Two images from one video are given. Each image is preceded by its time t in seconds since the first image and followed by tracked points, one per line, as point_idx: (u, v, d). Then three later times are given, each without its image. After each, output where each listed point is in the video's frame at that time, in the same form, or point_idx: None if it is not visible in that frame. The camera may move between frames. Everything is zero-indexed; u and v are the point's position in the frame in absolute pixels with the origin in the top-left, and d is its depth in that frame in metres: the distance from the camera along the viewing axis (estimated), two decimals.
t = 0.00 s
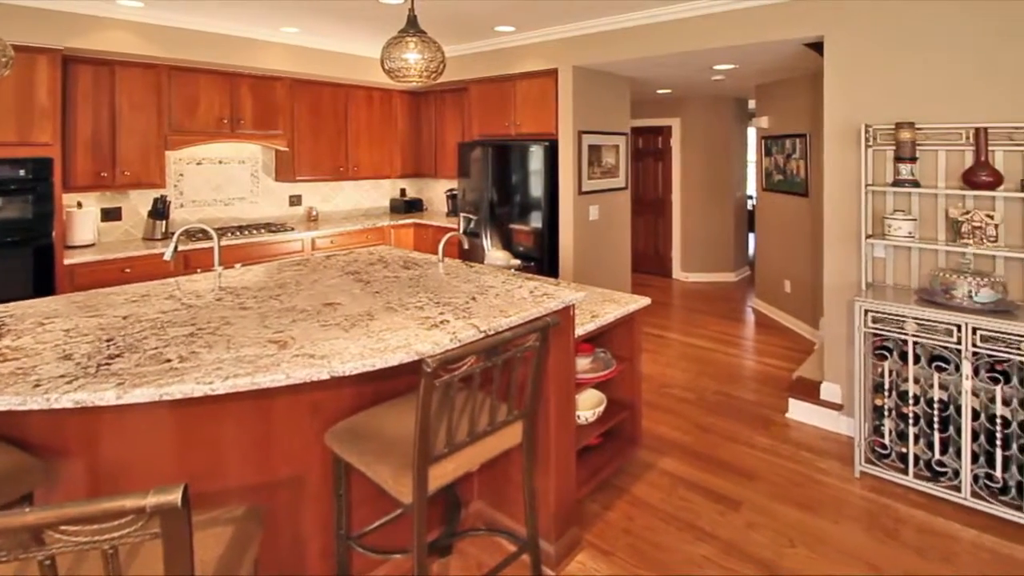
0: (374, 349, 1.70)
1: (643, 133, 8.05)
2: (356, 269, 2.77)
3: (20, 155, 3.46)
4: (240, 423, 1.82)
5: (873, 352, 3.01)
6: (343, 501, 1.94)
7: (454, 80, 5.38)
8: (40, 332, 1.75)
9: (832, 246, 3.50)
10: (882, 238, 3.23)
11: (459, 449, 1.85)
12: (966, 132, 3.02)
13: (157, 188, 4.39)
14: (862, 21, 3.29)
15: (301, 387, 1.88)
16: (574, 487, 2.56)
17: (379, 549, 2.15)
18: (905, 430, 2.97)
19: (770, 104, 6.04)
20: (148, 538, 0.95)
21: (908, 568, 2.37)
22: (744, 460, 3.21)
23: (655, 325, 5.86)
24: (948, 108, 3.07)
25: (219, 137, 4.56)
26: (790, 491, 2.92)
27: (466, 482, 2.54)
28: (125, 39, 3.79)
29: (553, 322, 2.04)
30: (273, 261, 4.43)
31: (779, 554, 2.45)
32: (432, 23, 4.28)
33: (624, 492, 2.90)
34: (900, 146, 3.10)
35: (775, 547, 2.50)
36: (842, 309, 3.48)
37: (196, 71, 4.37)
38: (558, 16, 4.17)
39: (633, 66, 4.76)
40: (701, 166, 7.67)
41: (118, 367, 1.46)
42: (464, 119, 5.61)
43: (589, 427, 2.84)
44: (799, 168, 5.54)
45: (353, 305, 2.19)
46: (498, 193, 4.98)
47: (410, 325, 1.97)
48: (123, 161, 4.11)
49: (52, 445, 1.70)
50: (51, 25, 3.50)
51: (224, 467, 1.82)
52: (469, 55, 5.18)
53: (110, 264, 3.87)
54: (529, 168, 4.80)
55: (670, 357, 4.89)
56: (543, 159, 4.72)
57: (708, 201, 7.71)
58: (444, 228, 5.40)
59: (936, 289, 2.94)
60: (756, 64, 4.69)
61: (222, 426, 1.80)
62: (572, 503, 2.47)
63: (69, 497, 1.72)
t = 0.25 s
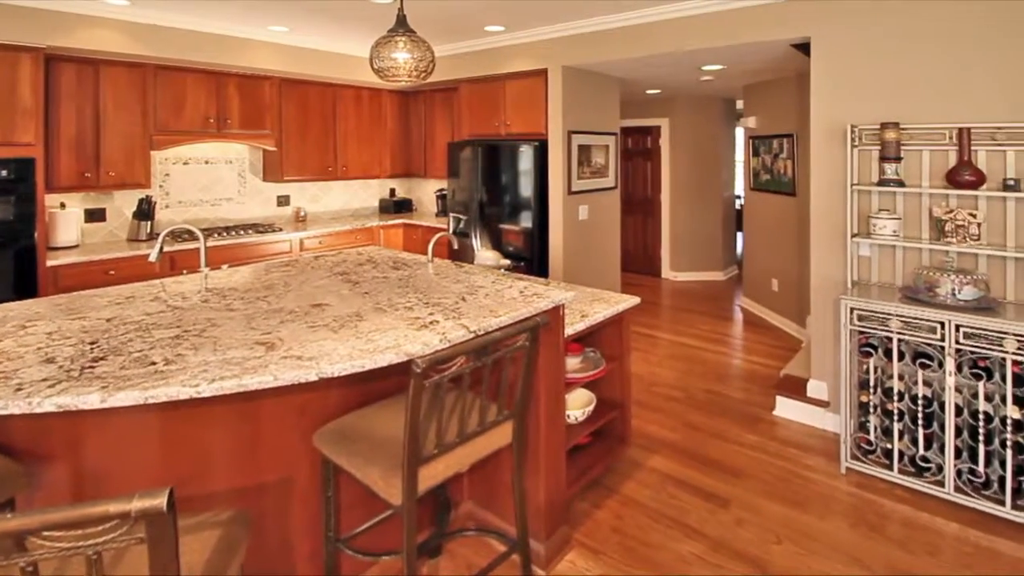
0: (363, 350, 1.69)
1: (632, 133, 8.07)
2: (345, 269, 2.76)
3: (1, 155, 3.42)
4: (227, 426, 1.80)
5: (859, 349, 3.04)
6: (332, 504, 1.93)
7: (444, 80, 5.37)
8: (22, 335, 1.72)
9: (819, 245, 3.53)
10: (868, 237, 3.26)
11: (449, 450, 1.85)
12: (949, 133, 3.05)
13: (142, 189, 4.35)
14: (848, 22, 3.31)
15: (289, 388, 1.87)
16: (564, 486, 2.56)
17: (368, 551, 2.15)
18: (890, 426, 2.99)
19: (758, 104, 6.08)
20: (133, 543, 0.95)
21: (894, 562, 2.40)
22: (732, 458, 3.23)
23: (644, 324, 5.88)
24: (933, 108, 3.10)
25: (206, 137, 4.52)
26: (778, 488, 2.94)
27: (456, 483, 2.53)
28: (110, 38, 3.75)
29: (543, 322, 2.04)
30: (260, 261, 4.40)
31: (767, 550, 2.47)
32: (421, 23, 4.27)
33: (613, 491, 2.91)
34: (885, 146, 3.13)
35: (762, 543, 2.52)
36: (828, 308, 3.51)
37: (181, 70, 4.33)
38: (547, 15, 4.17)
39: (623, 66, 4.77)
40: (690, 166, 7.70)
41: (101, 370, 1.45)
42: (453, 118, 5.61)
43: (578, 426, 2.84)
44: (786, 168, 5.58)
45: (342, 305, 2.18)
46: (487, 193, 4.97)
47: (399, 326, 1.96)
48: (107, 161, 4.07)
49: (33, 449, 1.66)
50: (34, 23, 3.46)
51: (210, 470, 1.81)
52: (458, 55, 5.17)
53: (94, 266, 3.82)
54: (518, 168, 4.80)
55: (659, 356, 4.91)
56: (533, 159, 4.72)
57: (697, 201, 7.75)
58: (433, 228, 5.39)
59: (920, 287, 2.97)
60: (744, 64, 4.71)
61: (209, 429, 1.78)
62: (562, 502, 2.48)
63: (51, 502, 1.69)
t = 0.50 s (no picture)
0: (351, 351, 1.69)
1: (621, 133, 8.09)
2: (334, 270, 2.74)
3: None
4: (214, 428, 1.79)
5: (845, 347, 3.06)
6: (321, 506, 1.92)
7: (433, 80, 5.36)
8: (4, 338, 1.70)
9: (806, 244, 3.55)
10: (853, 235, 3.28)
11: (438, 451, 1.84)
12: (933, 133, 3.08)
13: (127, 189, 4.31)
14: (835, 23, 3.34)
15: (277, 390, 1.86)
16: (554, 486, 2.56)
17: (357, 554, 2.14)
18: (875, 423, 3.02)
19: (746, 104, 6.11)
20: (118, 549, 0.94)
21: (880, 558, 2.42)
22: (721, 456, 3.24)
23: (633, 323, 5.89)
24: (918, 109, 3.14)
25: (192, 137, 4.49)
26: (766, 485, 2.96)
27: (446, 484, 2.53)
28: (94, 36, 3.71)
29: (532, 322, 2.04)
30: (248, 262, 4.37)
31: (756, 547, 2.48)
32: (410, 22, 4.26)
33: (603, 490, 2.91)
34: (870, 146, 3.15)
35: (751, 540, 2.53)
36: (815, 306, 3.53)
37: (167, 69, 4.29)
38: (537, 16, 4.17)
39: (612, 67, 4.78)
40: (679, 166, 7.73)
41: (85, 373, 1.43)
42: (444, 118, 5.60)
43: (568, 426, 2.84)
44: (774, 168, 5.62)
45: (330, 306, 2.17)
46: (477, 193, 4.97)
47: (388, 327, 1.96)
48: (91, 162, 4.03)
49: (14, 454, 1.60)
50: (17, 21, 3.42)
51: (197, 472, 1.79)
52: (448, 54, 5.16)
53: (78, 267, 3.78)
54: (508, 168, 4.80)
55: (648, 355, 4.92)
56: (523, 159, 4.72)
57: (686, 201, 7.79)
58: (423, 228, 5.38)
59: (904, 285, 3.00)
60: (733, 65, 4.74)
61: (196, 432, 1.77)
62: (552, 502, 2.48)
63: (33, 508, 1.64)
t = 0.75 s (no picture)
0: (340, 352, 1.68)
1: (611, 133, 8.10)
2: (322, 271, 2.73)
3: None
4: (201, 431, 1.78)
5: (831, 345, 3.08)
6: (309, 509, 1.91)
7: (423, 80, 5.35)
8: None
9: (793, 243, 3.57)
10: (840, 234, 3.31)
11: (428, 452, 1.84)
12: (918, 133, 3.12)
13: (112, 190, 4.27)
14: (822, 24, 3.37)
15: (265, 392, 1.85)
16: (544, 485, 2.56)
17: (346, 556, 2.13)
18: (861, 419, 3.05)
19: (734, 105, 6.15)
20: (103, 554, 0.93)
21: (867, 553, 2.43)
22: (710, 454, 3.26)
23: (623, 323, 5.91)
24: (903, 109, 3.17)
25: (178, 137, 4.45)
26: (754, 482, 2.97)
27: (436, 485, 2.52)
28: (79, 35, 3.68)
29: (522, 322, 2.04)
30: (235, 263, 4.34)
31: (744, 543, 2.50)
32: (400, 21, 4.25)
33: (593, 489, 2.92)
34: (856, 145, 3.18)
35: (739, 537, 2.55)
36: (802, 305, 3.55)
37: (152, 68, 4.26)
38: (527, 16, 4.17)
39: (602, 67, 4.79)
40: (668, 166, 7.76)
41: (69, 377, 1.41)
42: (433, 118, 5.59)
43: (558, 425, 2.84)
44: (762, 168, 5.65)
45: (319, 307, 2.16)
46: (467, 193, 4.96)
47: (378, 327, 1.95)
48: (75, 162, 3.99)
49: None
50: None
51: (184, 475, 1.78)
52: (437, 54, 5.15)
53: (61, 269, 3.74)
54: (499, 168, 4.80)
55: (638, 354, 4.94)
56: (513, 159, 4.72)
57: (675, 200, 7.82)
58: (413, 228, 5.36)
59: (889, 283, 3.03)
60: (721, 65, 4.76)
61: (182, 434, 1.76)
62: (542, 501, 2.48)
63: (14, 514, 1.61)
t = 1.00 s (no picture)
0: (328, 354, 1.67)
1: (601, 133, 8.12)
2: (310, 272, 2.72)
3: None
4: (186, 434, 1.76)
5: (818, 342, 3.11)
6: (298, 511, 1.90)
7: (412, 80, 5.34)
8: None
9: (780, 242, 3.60)
10: (826, 233, 3.34)
11: (417, 453, 1.84)
12: (902, 133, 3.15)
13: (95, 190, 4.23)
14: (808, 25, 3.40)
15: (252, 394, 1.84)
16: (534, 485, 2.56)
17: (335, 559, 2.12)
18: (847, 416, 3.07)
19: (722, 105, 6.18)
20: (86, 559, 0.93)
21: (853, 549, 2.46)
22: (698, 452, 3.27)
23: (612, 322, 5.92)
24: (887, 109, 3.20)
25: (163, 136, 4.41)
26: (742, 479, 2.99)
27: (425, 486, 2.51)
28: (62, 33, 3.64)
29: (512, 322, 2.04)
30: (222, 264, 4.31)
31: (732, 540, 2.51)
32: (389, 21, 4.24)
33: (583, 488, 2.92)
34: (842, 146, 3.21)
35: (728, 534, 2.56)
36: (789, 303, 3.58)
37: (137, 67, 4.22)
38: (516, 16, 4.18)
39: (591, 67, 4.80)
40: (657, 166, 7.79)
41: (51, 380, 1.40)
42: (423, 118, 5.58)
43: (547, 425, 2.85)
44: (749, 167, 5.69)
45: (308, 308, 2.15)
46: (457, 193, 4.95)
47: (367, 328, 1.94)
48: (58, 162, 3.95)
49: None
50: None
51: (170, 479, 1.76)
52: (427, 54, 5.14)
53: (44, 270, 3.69)
54: (488, 168, 4.80)
55: (627, 353, 4.95)
56: (502, 160, 4.72)
57: (664, 200, 7.85)
58: (402, 228, 5.35)
59: (874, 281, 3.06)
60: (710, 66, 4.79)
61: (168, 437, 1.74)
62: (531, 501, 2.48)
63: None
